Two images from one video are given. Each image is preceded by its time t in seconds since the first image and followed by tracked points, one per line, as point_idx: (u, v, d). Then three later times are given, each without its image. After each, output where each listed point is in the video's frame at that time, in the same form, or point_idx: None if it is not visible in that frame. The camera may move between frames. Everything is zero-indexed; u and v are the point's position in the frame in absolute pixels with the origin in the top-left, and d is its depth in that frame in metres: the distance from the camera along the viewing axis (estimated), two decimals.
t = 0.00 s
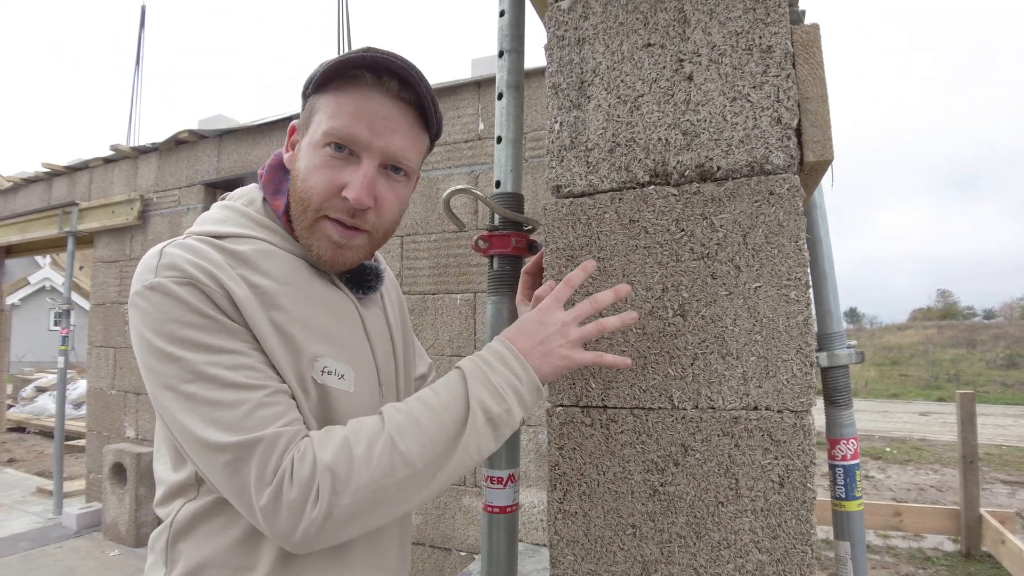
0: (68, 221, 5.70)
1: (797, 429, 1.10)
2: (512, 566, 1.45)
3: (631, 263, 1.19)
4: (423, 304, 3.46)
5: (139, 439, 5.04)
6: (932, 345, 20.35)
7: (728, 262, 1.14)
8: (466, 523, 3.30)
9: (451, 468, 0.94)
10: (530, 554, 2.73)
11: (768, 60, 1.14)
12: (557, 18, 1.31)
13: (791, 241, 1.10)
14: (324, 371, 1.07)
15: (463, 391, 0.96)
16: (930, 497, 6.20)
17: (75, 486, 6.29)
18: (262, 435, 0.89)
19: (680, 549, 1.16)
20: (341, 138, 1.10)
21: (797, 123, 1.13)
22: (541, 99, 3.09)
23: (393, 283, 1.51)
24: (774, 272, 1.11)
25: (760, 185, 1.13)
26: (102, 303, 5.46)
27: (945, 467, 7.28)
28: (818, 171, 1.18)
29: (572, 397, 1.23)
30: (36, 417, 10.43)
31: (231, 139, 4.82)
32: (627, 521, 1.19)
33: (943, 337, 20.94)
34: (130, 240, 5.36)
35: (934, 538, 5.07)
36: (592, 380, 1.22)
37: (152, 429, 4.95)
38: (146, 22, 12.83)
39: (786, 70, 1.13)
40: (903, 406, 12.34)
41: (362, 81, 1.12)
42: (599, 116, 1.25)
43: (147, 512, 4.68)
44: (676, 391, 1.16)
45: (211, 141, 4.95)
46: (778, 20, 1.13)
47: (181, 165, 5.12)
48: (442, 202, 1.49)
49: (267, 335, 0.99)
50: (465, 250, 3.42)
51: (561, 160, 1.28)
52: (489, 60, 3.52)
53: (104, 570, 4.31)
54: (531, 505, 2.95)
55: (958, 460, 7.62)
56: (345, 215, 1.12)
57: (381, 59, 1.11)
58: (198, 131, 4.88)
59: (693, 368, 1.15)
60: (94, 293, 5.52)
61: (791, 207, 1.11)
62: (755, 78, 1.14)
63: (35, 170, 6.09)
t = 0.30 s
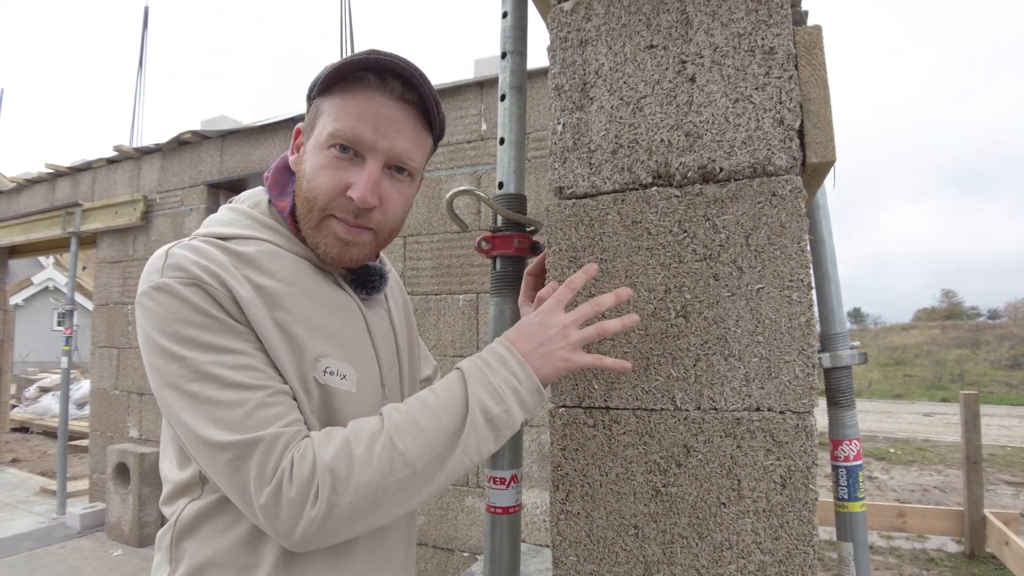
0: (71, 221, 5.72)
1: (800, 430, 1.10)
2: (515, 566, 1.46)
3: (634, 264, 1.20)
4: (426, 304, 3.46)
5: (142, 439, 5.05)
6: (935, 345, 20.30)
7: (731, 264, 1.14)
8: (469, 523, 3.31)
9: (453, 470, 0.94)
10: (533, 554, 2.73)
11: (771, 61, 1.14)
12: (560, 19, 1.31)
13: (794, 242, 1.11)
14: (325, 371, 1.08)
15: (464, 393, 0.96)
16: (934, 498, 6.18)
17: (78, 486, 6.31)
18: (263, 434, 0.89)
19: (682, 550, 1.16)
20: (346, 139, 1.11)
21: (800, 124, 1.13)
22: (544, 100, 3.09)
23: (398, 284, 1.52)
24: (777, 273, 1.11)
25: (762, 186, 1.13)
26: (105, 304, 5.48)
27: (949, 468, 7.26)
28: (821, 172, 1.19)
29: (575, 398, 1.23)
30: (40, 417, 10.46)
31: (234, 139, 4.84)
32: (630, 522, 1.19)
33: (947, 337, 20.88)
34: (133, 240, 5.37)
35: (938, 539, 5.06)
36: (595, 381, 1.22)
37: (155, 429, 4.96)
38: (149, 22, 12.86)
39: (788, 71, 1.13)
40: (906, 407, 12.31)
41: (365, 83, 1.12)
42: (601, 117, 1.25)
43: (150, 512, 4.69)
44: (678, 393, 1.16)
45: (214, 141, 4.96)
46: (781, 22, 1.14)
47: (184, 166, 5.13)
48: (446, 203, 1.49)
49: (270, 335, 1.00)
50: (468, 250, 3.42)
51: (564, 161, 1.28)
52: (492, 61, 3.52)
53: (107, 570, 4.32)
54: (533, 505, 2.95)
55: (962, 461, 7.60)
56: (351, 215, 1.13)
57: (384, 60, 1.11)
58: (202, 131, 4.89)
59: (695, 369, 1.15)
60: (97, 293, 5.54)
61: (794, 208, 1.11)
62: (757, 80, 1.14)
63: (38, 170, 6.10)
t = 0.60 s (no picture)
0: (75, 222, 5.74)
1: (802, 430, 1.10)
2: (517, 565, 1.46)
3: (636, 265, 1.20)
4: (428, 304, 3.47)
5: (144, 439, 5.07)
6: (938, 345, 20.25)
7: (733, 265, 1.14)
8: (471, 523, 3.31)
9: (450, 472, 0.94)
10: (535, 554, 2.74)
11: (773, 63, 1.14)
12: (563, 21, 1.31)
13: (796, 243, 1.11)
14: (324, 370, 1.08)
15: (464, 396, 0.96)
16: (936, 498, 6.18)
17: (81, 486, 6.33)
18: (260, 433, 0.90)
19: (685, 550, 1.16)
20: (347, 143, 1.12)
21: (802, 125, 1.13)
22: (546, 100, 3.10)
23: (399, 284, 1.52)
24: (779, 274, 1.12)
25: (765, 187, 1.13)
26: (108, 304, 5.49)
27: (951, 469, 7.25)
28: (823, 173, 1.19)
29: (578, 398, 1.24)
30: (43, 417, 10.50)
31: (236, 140, 4.85)
32: (632, 521, 1.19)
33: (949, 338, 20.84)
34: (136, 240, 5.39)
35: (941, 540, 5.06)
36: (597, 382, 1.22)
37: (158, 429, 4.97)
38: (152, 23, 12.91)
39: (790, 73, 1.13)
40: (909, 407, 12.29)
41: (365, 87, 1.13)
42: (604, 119, 1.25)
43: (152, 511, 4.71)
44: (681, 394, 1.17)
45: (217, 142, 4.98)
46: (784, 23, 1.14)
47: (187, 166, 5.14)
48: (448, 204, 1.50)
49: (268, 335, 1.00)
50: (470, 250, 3.43)
51: (567, 163, 1.28)
52: (494, 62, 3.53)
53: (110, 570, 4.33)
54: (536, 505, 2.95)
55: (964, 462, 7.58)
56: (353, 217, 1.13)
57: (384, 65, 1.12)
58: (204, 132, 4.90)
59: (697, 370, 1.16)
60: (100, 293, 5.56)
61: (795, 209, 1.12)
62: (760, 81, 1.15)
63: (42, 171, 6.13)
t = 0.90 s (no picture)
0: (77, 222, 5.76)
1: (805, 431, 1.10)
2: (521, 566, 1.46)
3: (640, 267, 1.20)
4: (431, 304, 3.48)
5: (147, 439, 5.08)
6: (940, 346, 20.20)
7: (737, 266, 1.14)
8: (473, 523, 3.32)
9: (448, 475, 0.94)
10: (538, 554, 2.74)
11: (776, 64, 1.14)
12: (566, 23, 1.31)
13: (799, 244, 1.11)
14: (323, 372, 1.08)
15: (463, 400, 0.96)
16: (939, 499, 6.17)
17: (84, 486, 6.34)
18: (258, 435, 0.90)
19: (688, 551, 1.16)
20: (349, 143, 1.12)
21: (805, 127, 1.13)
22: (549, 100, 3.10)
23: (401, 286, 1.53)
24: (782, 275, 1.12)
25: (768, 189, 1.14)
26: (111, 304, 5.51)
27: (954, 469, 7.24)
28: (826, 175, 1.19)
29: (581, 399, 1.24)
30: (45, 417, 10.52)
31: (239, 141, 4.86)
32: (636, 522, 1.19)
33: (951, 338, 20.80)
34: (139, 241, 5.40)
35: (944, 540, 5.04)
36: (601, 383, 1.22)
37: (160, 429, 4.98)
38: (154, 24, 12.93)
39: (794, 74, 1.13)
40: (912, 407, 12.26)
41: (366, 86, 1.13)
42: (607, 120, 1.25)
43: (155, 511, 4.72)
44: (684, 395, 1.17)
45: (219, 142, 4.99)
46: (787, 25, 1.14)
47: (190, 167, 5.15)
48: (452, 206, 1.51)
49: (267, 337, 1.01)
50: (473, 251, 3.43)
51: (570, 164, 1.29)
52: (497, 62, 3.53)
53: (112, 570, 4.34)
54: (538, 505, 2.95)
55: (967, 462, 7.57)
56: (356, 217, 1.14)
57: (384, 64, 1.12)
58: (207, 132, 4.91)
59: (701, 371, 1.16)
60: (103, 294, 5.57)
61: (799, 210, 1.12)
62: (763, 82, 1.15)
63: (45, 172, 6.14)
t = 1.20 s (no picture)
0: (80, 223, 5.77)
1: (812, 432, 1.10)
2: (526, 566, 1.46)
3: (645, 268, 1.20)
4: (434, 304, 3.48)
5: (150, 439, 5.09)
6: (943, 345, 20.15)
7: (743, 266, 1.14)
8: (476, 523, 3.32)
9: (448, 479, 0.94)
10: (540, 555, 2.74)
11: (782, 64, 1.14)
12: (571, 23, 1.31)
13: (805, 245, 1.11)
14: (321, 370, 1.08)
15: (463, 404, 0.96)
16: (942, 499, 6.15)
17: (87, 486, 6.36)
18: (252, 438, 0.90)
19: (694, 552, 1.16)
20: (383, 149, 1.11)
21: (811, 127, 1.13)
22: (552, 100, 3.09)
23: (401, 284, 1.52)
24: (788, 276, 1.11)
25: (774, 189, 1.13)
26: (114, 304, 5.51)
27: (957, 470, 7.22)
28: (831, 175, 1.19)
29: (587, 400, 1.24)
30: (48, 417, 10.53)
31: (242, 141, 4.86)
32: (641, 524, 1.19)
33: (954, 338, 20.76)
34: (141, 241, 5.41)
35: (947, 541, 5.03)
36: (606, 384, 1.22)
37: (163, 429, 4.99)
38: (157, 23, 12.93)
39: (800, 74, 1.13)
40: (914, 408, 12.24)
41: (387, 87, 1.11)
42: (613, 120, 1.25)
43: (158, 512, 4.73)
44: (690, 396, 1.17)
45: (222, 143, 4.99)
46: (792, 25, 1.14)
47: (193, 167, 5.16)
48: (457, 206, 1.51)
49: (262, 337, 1.00)
50: (476, 251, 3.43)
51: (576, 164, 1.28)
52: (499, 63, 3.53)
53: (115, 570, 4.35)
54: (541, 506, 2.95)
55: (970, 463, 7.55)
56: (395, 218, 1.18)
57: (405, 65, 1.11)
58: (210, 133, 4.92)
59: (707, 372, 1.15)
60: (106, 294, 5.58)
61: (806, 211, 1.11)
62: (769, 83, 1.15)
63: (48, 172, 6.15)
